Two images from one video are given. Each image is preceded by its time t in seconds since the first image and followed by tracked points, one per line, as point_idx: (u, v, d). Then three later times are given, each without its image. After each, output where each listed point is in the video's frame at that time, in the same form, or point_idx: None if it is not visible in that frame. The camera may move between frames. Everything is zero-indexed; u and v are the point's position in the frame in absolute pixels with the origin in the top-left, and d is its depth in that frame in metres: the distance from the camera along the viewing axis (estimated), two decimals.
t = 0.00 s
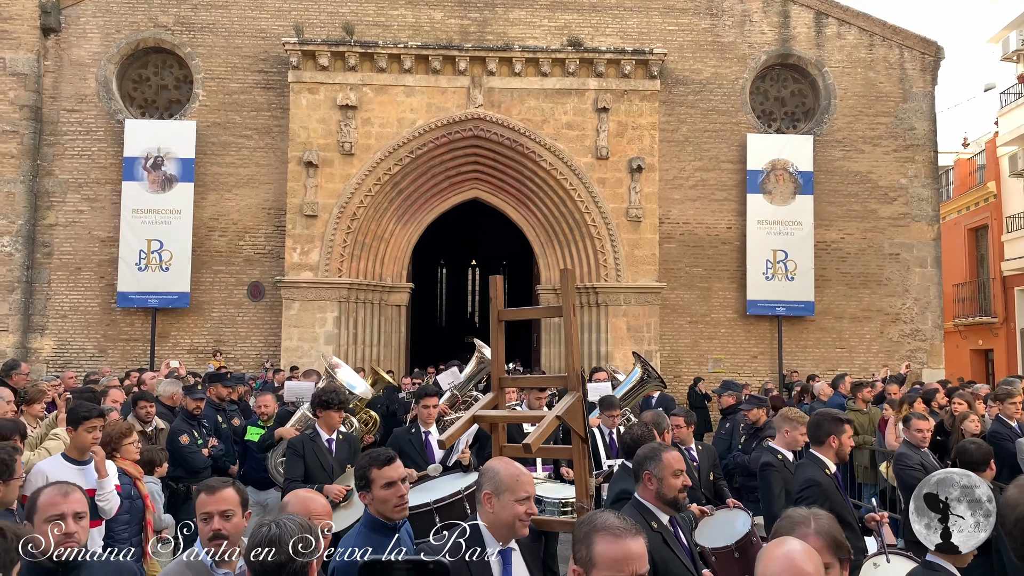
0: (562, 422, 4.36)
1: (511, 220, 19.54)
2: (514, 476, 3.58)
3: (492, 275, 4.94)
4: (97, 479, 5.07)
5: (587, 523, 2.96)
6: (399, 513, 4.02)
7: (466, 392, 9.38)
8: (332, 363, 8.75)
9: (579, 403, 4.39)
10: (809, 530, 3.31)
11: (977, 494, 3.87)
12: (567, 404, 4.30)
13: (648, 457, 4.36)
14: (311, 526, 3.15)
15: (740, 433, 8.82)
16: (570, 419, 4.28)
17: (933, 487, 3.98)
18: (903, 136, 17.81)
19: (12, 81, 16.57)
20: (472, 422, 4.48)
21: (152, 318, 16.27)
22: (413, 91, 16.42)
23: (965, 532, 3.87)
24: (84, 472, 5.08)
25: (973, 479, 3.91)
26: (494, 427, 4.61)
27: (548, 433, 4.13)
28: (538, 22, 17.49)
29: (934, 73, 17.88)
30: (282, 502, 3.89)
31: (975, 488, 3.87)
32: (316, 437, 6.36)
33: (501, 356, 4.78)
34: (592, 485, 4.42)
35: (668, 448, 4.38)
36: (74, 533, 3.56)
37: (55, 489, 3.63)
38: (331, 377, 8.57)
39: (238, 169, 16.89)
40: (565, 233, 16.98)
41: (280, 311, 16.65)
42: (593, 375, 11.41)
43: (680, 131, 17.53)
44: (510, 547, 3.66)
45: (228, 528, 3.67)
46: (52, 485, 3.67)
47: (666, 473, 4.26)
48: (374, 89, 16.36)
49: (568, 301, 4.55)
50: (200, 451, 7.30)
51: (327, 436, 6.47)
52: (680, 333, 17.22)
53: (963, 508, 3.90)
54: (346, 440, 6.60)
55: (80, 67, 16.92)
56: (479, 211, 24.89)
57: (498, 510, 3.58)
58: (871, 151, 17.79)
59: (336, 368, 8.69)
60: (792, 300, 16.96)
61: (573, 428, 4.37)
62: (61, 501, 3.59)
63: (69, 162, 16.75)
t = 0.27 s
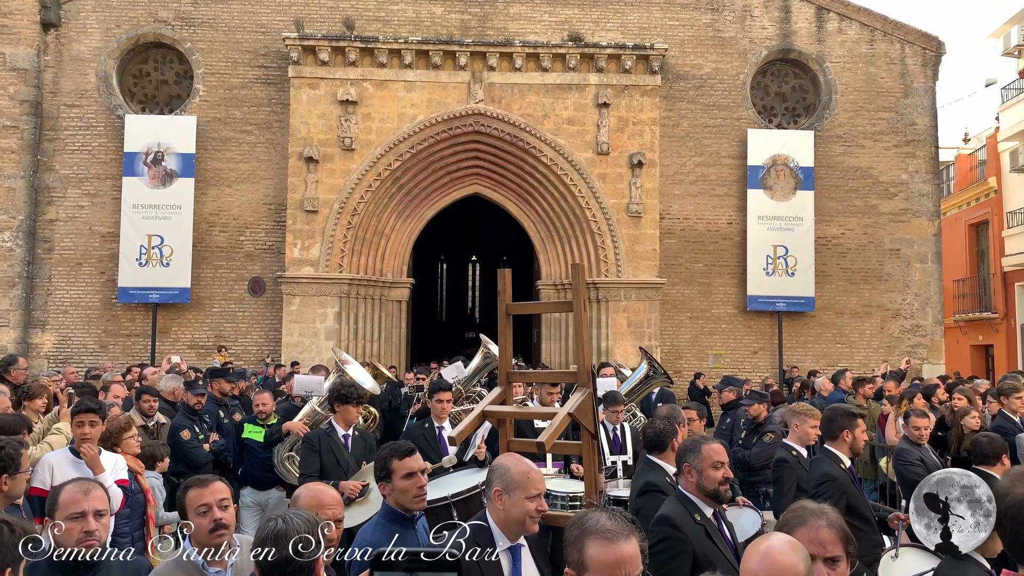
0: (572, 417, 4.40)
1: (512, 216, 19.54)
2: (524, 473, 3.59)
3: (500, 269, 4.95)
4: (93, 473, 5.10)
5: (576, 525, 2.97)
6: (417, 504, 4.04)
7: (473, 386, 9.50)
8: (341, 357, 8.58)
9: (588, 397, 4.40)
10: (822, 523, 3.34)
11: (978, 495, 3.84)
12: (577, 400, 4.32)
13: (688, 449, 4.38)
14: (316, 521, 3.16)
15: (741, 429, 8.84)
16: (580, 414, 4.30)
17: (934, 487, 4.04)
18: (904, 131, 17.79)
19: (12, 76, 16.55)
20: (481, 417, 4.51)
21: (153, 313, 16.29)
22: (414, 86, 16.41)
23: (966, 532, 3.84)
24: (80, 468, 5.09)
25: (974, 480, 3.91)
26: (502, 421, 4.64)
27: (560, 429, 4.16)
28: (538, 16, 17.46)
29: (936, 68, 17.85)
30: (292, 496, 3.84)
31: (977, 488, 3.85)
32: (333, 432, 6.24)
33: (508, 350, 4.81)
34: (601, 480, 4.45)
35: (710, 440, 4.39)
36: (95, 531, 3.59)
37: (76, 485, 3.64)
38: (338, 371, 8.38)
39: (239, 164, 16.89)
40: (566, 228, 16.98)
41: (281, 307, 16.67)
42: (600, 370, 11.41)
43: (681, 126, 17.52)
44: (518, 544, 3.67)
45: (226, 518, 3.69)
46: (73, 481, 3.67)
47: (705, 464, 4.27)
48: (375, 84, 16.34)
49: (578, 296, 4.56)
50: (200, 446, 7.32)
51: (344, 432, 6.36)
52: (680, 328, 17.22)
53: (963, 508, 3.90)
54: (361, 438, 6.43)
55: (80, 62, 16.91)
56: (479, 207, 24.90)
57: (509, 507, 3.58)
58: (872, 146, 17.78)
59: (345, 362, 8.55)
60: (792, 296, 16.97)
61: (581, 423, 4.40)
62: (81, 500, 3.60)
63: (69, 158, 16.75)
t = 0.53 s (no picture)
0: (574, 412, 4.43)
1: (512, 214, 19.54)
2: (525, 471, 3.60)
3: (500, 263, 4.96)
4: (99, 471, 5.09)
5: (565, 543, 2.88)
6: (440, 496, 4.04)
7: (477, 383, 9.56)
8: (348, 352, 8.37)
9: (589, 392, 4.42)
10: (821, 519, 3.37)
11: (978, 496, 3.85)
12: (578, 395, 4.34)
13: (715, 449, 4.36)
14: (318, 518, 3.16)
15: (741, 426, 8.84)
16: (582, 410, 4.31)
17: (934, 487, 4.09)
18: (904, 129, 17.79)
19: (11, 73, 16.53)
20: (481, 413, 4.53)
21: (153, 311, 16.29)
22: (414, 84, 16.39)
23: (965, 532, 3.86)
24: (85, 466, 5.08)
25: (974, 481, 3.92)
26: (502, 417, 4.67)
27: (563, 425, 4.18)
28: (538, 14, 17.45)
29: (936, 66, 17.84)
30: (307, 495, 3.77)
31: (977, 489, 3.86)
32: (344, 431, 6.14)
33: (507, 345, 4.83)
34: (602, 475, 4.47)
35: (737, 439, 4.38)
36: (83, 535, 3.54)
37: (61, 489, 3.58)
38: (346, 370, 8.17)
39: (238, 162, 16.88)
40: (566, 225, 16.97)
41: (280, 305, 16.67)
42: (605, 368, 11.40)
43: (680, 123, 17.51)
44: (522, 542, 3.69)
45: (235, 522, 3.70)
46: (56, 484, 3.61)
47: (734, 464, 4.26)
48: (375, 82, 16.33)
49: (577, 290, 4.57)
50: (200, 443, 7.32)
51: (354, 430, 6.24)
52: (680, 326, 17.23)
53: (962, 508, 3.93)
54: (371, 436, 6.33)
55: (80, 60, 16.89)
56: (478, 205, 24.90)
57: (511, 506, 3.59)
58: (872, 143, 17.77)
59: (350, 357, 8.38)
60: (792, 294, 16.98)
61: (583, 419, 4.42)
62: (68, 503, 3.54)
63: (69, 155, 16.74)
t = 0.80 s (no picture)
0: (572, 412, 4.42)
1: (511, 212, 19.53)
2: (521, 470, 3.61)
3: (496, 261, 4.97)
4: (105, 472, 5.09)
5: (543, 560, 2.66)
6: (447, 495, 4.04)
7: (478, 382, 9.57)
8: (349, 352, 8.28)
9: (586, 390, 4.43)
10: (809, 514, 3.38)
11: (979, 496, 3.78)
12: (576, 394, 4.35)
13: (730, 450, 4.31)
14: (316, 516, 3.16)
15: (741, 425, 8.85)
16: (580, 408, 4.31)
17: (932, 487, 4.13)
18: (903, 127, 17.79)
19: (10, 72, 16.53)
20: (477, 413, 4.53)
21: (152, 310, 16.28)
22: (413, 82, 16.38)
23: (964, 532, 3.87)
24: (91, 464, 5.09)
25: (972, 479, 3.89)
26: (500, 417, 4.68)
27: (558, 424, 4.18)
28: (538, 13, 17.45)
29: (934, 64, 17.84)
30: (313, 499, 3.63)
31: (977, 489, 3.81)
32: (347, 430, 6.11)
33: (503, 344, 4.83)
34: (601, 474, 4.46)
35: (752, 439, 4.34)
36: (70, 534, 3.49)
37: (39, 489, 3.50)
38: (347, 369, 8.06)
39: (237, 161, 16.87)
40: (565, 224, 16.96)
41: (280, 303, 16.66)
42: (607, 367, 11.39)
43: (679, 122, 17.51)
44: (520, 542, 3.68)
45: (242, 525, 3.68)
46: (35, 484, 3.52)
47: (751, 465, 4.23)
48: (373, 80, 16.32)
49: (574, 287, 4.57)
50: (199, 442, 7.33)
51: (358, 430, 6.21)
52: (680, 324, 17.23)
53: (962, 508, 3.92)
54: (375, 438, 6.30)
55: (78, 59, 16.88)
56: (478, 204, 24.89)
57: (509, 507, 3.59)
58: (871, 142, 17.77)
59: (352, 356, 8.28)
60: (791, 292, 16.98)
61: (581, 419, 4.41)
62: (51, 503, 3.47)
63: (67, 154, 16.73)
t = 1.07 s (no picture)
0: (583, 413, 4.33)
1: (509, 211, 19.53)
2: (527, 469, 3.59)
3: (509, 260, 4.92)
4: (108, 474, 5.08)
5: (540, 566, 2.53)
6: (450, 494, 4.02)
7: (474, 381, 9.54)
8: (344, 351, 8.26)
9: (597, 390, 4.35)
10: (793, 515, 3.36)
11: (978, 496, 3.75)
12: (585, 395, 4.28)
13: (751, 455, 4.32)
14: (314, 515, 3.17)
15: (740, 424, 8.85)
16: (589, 409, 4.25)
17: (934, 489, 4.13)
18: (901, 126, 17.79)
19: (7, 70, 16.50)
20: (488, 412, 4.48)
21: (149, 308, 16.27)
22: (411, 81, 16.37)
23: (965, 533, 3.88)
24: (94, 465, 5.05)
25: (973, 482, 3.88)
26: (512, 416, 4.64)
27: (565, 424, 4.10)
28: (536, 11, 17.44)
29: (932, 63, 17.84)
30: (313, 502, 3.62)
31: (977, 490, 3.80)
32: (344, 433, 6.07)
33: (517, 344, 4.79)
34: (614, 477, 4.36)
35: (771, 443, 4.37)
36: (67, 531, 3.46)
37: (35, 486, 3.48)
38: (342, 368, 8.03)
39: (235, 159, 16.85)
40: (563, 223, 16.95)
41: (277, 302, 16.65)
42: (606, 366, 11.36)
43: (678, 121, 17.51)
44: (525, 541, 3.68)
45: (233, 531, 3.68)
46: (29, 482, 3.49)
47: (774, 469, 4.25)
48: (371, 79, 16.30)
49: (586, 286, 4.49)
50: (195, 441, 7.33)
51: (354, 432, 6.17)
52: (678, 323, 17.24)
53: (963, 509, 3.92)
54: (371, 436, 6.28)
55: (75, 57, 16.85)
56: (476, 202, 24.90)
57: (508, 504, 3.59)
58: (869, 141, 17.78)
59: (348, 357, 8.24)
60: (789, 291, 16.98)
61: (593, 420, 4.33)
62: (47, 500, 3.45)
63: (65, 153, 16.70)
